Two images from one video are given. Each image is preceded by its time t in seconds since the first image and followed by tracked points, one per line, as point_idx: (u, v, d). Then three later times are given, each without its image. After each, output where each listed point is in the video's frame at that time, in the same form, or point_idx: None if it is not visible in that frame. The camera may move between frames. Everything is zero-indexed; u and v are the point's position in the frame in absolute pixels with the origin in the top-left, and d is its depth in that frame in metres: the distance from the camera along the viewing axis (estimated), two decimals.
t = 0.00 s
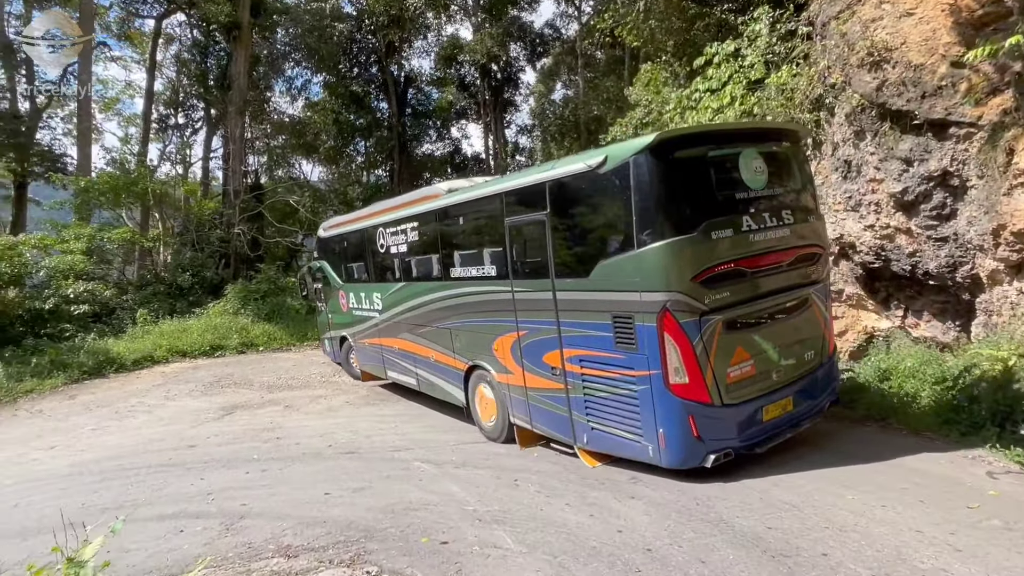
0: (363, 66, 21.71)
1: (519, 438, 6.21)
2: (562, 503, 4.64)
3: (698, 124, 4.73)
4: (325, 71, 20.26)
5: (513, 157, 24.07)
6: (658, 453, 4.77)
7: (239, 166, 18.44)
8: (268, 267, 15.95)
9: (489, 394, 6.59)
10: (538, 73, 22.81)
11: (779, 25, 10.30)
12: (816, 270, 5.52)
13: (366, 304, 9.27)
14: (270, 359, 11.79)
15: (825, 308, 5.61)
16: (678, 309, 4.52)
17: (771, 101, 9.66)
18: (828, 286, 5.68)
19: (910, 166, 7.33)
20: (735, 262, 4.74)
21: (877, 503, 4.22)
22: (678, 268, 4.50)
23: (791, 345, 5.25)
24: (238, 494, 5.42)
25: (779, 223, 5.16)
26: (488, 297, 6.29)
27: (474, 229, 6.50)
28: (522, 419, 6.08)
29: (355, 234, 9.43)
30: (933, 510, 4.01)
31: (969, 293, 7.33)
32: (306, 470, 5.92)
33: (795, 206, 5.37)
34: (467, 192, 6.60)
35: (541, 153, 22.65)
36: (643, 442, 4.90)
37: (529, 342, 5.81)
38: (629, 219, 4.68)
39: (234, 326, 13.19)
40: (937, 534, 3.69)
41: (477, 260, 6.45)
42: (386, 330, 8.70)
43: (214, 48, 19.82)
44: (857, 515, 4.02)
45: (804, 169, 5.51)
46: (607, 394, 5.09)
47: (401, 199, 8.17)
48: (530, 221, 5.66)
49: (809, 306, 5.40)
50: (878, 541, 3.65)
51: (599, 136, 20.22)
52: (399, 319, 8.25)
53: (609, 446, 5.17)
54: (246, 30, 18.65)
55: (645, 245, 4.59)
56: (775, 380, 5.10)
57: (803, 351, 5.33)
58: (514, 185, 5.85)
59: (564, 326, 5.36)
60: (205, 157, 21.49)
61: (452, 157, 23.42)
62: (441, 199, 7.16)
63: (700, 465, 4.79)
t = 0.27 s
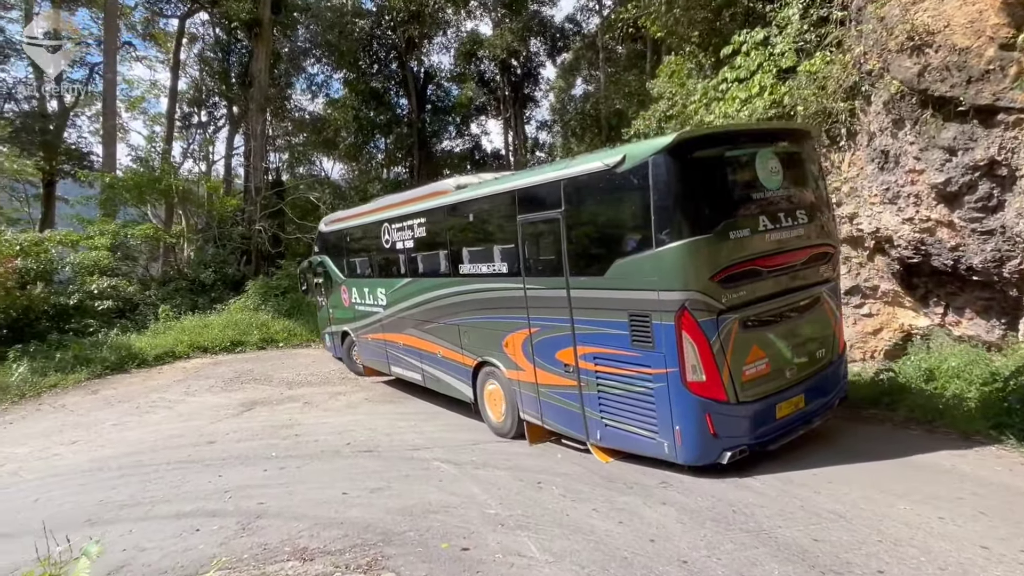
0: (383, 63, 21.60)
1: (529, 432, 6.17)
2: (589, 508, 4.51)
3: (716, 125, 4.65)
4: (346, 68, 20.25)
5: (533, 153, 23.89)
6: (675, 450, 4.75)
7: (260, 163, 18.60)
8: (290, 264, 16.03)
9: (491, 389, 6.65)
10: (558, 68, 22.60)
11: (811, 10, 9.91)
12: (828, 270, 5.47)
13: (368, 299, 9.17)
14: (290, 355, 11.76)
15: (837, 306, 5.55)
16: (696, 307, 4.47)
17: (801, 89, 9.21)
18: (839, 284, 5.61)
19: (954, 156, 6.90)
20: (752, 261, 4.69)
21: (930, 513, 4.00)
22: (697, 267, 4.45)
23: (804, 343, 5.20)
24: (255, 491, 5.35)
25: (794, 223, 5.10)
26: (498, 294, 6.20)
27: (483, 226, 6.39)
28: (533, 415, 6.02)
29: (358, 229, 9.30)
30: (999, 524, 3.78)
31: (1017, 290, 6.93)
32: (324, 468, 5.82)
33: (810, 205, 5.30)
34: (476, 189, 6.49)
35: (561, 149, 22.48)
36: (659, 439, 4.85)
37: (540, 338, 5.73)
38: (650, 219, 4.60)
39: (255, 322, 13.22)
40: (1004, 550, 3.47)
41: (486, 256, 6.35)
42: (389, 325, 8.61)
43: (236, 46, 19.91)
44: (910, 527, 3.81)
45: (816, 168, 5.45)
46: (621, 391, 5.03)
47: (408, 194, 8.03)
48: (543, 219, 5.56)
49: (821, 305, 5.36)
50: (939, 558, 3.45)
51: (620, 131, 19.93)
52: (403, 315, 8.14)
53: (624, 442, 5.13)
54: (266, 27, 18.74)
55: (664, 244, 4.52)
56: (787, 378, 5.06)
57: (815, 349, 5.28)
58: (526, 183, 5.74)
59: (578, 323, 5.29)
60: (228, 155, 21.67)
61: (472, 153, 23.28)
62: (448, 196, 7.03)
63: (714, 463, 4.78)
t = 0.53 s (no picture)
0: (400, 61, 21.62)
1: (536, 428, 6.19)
2: (608, 512, 4.40)
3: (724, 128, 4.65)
4: (363, 67, 20.29)
5: (550, 151, 23.76)
6: (684, 446, 4.79)
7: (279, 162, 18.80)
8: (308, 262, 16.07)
9: (493, 389, 6.69)
10: (576, 65, 22.44)
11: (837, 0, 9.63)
12: (832, 268, 5.49)
13: (368, 298, 9.12)
14: (307, 353, 11.76)
15: (840, 304, 5.59)
16: (707, 306, 4.50)
17: (828, 82, 8.91)
18: (841, 283, 5.63)
19: (990, 148, 6.35)
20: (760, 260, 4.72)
21: (975, 527, 3.84)
22: (708, 266, 4.46)
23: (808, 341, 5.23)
24: (270, 490, 5.31)
25: (801, 223, 5.11)
26: (504, 292, 6.20)
27: (491, 225, 6.36)
28: (540, 413, 6.03)
29: (360, 228, 9.23)
30: None
31: None
32: (340, 467, 5.76)
33: (816, 205, 5.31)
34: (483, 189, 6.46)
35: (579, 146, 22.34)
36: (669, 435, 4.88)
37: (547, 337, 5.74)
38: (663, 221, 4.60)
39: (273, 320, 13.27)
40: None
41: (493, 256, 6.34)
42: (390, 324, 8.57)
43: (255, 46, 20.04)
44: (957, 543, 3.66)
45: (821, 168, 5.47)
46: (630, 388, 5.05)
47: (412, 193, 7.98)
48: (552, 220, 5.54)
49: (824, 305, 5.38)
50: None
51: (639, 127, 19.72)
52: (406, 314, 8.10)
53: (633, 438, 5.16)
54: (284, 26, 18.89)
55: (676, 244, 4.53)
56: (793, 375, 5.10)
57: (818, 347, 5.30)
58: (535, 183, 5.71)
59: (587, 322, 5.29)
60: (248, 154, 21.86)
61: (489, 151, 23.19)
62: (454, 195, 6.99)
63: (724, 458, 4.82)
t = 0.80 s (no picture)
0: (416, 60, 21.67)
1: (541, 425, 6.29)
2: (625, 514, 4.32)
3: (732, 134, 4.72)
4: (379, 66, 20.34)
5: (565, 149, 23.64)
6: (691, 443, 4.87)
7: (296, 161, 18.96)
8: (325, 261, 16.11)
9: (495, 394, 6.78)
10: (591, 63, 22.28)
11: None
12: (831, 270, 5.60)
13: (368, 296, 9.09)
14: (321, 351, 11.77)
15: (838, 305, 5.70)
16: (715, 306, 4.57)
17: (849, 76, 8.71)
18: (838, 285, 5.75)
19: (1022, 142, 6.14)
20: (764, 263, 4.81)
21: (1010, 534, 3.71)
22: (714, 269, 4.53)
23: (808, 340, 5.34)
24: (284, 488, 5.29)
25: (801, 227, 5.21)
26: (508, 293, 6.24)
27: (497, 226, 6.37)
28: (545, 410, 6.10)
29: (359, 226, 9.18)
30: None
31: None
32: (354, 466, 5.73)
33: (816, 209, 5.43)
34: (488, 190, 6.48)
35: (594, 144, 22.23)
36: (675, 432, 4.97)
37: (553, 337, 5.79)
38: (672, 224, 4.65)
39: (289, 318, 13.33)
40: None
41: (498, 256, 6.37)
42: (391, 322, 8.57)
43: (273, 46, 20.20)
44: (993, 551, 3.54)
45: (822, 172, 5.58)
46: (637, 387, 5.13)
47: (415, 192, 7.97)
48: (559, 222, 5.57)
49: (823, 305, 5.51)
50: None
51: (656, 125, 19.53)
52: (408, 312, 8.09)
53: (639, 435, 5.25)
54: (301, 26, 18.99)
55: (683, 247, 4.59)
56: (793, 373, 5.22)
57: (816, 347, 5.42)
58: (541, 185, 5.74)
59: (594, 322, 5.36)
60: (265, 154, 22.04)
61: (504, 150, 23.13)
62: (458, 196, 7.00)
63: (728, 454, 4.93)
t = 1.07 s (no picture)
0: (428, 60, 21.68)
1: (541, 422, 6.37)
2: (637, 516, 4.30)
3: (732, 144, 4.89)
4: (392, 66, 20.41)
5: (577, 149, 23.57)
6: (692, 440, 5.01)
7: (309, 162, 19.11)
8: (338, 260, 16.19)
9: (498, 400, 6.85)
10: (603, 62, 22.19)
11: None
12: (823, 273, 5.78)
13: (367, 296, 9.12)
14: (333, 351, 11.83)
15: (829, 306, 5.90)
16: (716, 309, 4.72)
17: (866, 73, 8.60)
18: (830, 288, 5.93)
19: None
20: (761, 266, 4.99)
21: None
22: (715, 272, 4.67)
23: (803, 340, 5.52)
24: (298, 487, 5.32)
25: (796, 232, 5.40)
26: (510, 294, 6.30)
27: (500, 229, 6.43)
28: (547, 409, 6.19)
29: (359, 227, 9.19)
30: None
31: None
32: (367, 465, 5.76)
33: (809, 215, 5.62)
34: (490, 194, 6.55)
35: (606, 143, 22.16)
36: (677, 429, 5.10)
37: (555, 337, 5.86)
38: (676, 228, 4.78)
39: (302, 317, 13.42)
40: None
41: (500, 258, 6.44)
42: (390, 322, 8.61)
43: (286, 47, 20.33)
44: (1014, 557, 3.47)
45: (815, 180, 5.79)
46: (639, 386, 5.25)
47: (417, 194, 8.02)
48: (563, 226, 5.66)
49: (816, 307, 5.69)
50: None
51: (669, 124, 19.42)
52: (408, 312, 8.12)
53: (641, 432, 5.37)
54: (314, 27, 19.08)
55: (685, 252, 4.72)
56: (789, 372, 5.38)
57: (810, 347, 5.59)
58: (544, 190, 5.83)
59: (596, 323, 5.46)
60: (278, 154, 22.20)
61: (516, 149, 23.11)
62: (460, 199, 7.07)
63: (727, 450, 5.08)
